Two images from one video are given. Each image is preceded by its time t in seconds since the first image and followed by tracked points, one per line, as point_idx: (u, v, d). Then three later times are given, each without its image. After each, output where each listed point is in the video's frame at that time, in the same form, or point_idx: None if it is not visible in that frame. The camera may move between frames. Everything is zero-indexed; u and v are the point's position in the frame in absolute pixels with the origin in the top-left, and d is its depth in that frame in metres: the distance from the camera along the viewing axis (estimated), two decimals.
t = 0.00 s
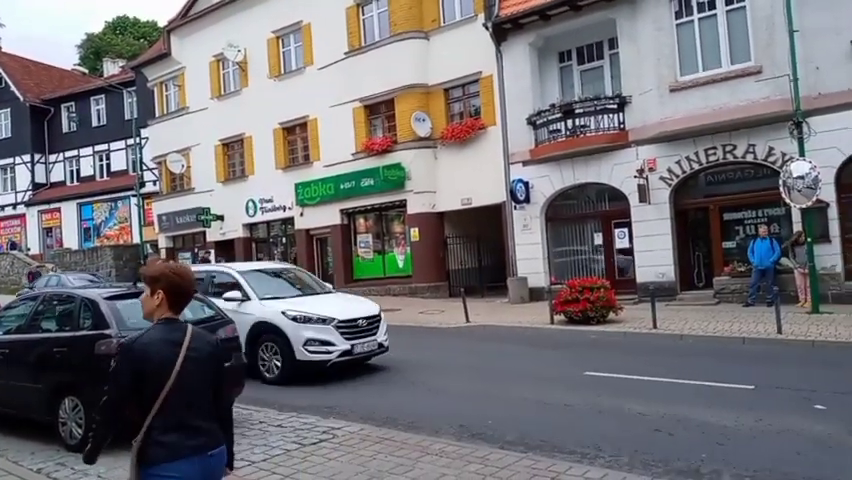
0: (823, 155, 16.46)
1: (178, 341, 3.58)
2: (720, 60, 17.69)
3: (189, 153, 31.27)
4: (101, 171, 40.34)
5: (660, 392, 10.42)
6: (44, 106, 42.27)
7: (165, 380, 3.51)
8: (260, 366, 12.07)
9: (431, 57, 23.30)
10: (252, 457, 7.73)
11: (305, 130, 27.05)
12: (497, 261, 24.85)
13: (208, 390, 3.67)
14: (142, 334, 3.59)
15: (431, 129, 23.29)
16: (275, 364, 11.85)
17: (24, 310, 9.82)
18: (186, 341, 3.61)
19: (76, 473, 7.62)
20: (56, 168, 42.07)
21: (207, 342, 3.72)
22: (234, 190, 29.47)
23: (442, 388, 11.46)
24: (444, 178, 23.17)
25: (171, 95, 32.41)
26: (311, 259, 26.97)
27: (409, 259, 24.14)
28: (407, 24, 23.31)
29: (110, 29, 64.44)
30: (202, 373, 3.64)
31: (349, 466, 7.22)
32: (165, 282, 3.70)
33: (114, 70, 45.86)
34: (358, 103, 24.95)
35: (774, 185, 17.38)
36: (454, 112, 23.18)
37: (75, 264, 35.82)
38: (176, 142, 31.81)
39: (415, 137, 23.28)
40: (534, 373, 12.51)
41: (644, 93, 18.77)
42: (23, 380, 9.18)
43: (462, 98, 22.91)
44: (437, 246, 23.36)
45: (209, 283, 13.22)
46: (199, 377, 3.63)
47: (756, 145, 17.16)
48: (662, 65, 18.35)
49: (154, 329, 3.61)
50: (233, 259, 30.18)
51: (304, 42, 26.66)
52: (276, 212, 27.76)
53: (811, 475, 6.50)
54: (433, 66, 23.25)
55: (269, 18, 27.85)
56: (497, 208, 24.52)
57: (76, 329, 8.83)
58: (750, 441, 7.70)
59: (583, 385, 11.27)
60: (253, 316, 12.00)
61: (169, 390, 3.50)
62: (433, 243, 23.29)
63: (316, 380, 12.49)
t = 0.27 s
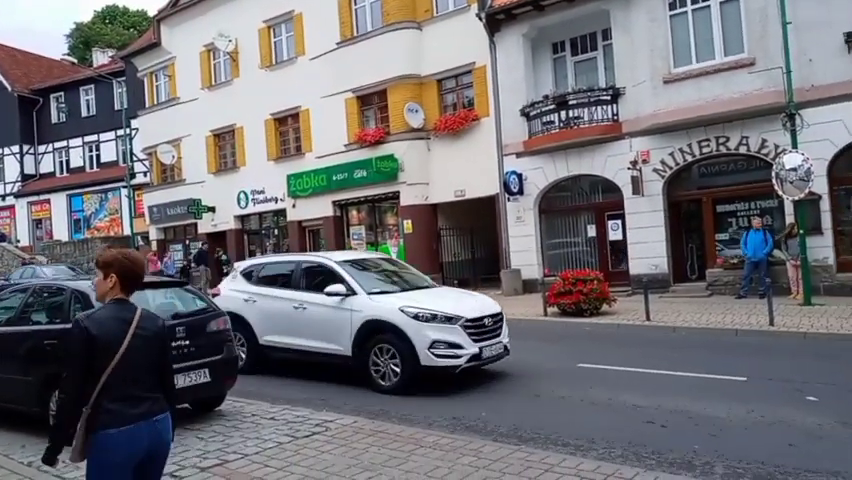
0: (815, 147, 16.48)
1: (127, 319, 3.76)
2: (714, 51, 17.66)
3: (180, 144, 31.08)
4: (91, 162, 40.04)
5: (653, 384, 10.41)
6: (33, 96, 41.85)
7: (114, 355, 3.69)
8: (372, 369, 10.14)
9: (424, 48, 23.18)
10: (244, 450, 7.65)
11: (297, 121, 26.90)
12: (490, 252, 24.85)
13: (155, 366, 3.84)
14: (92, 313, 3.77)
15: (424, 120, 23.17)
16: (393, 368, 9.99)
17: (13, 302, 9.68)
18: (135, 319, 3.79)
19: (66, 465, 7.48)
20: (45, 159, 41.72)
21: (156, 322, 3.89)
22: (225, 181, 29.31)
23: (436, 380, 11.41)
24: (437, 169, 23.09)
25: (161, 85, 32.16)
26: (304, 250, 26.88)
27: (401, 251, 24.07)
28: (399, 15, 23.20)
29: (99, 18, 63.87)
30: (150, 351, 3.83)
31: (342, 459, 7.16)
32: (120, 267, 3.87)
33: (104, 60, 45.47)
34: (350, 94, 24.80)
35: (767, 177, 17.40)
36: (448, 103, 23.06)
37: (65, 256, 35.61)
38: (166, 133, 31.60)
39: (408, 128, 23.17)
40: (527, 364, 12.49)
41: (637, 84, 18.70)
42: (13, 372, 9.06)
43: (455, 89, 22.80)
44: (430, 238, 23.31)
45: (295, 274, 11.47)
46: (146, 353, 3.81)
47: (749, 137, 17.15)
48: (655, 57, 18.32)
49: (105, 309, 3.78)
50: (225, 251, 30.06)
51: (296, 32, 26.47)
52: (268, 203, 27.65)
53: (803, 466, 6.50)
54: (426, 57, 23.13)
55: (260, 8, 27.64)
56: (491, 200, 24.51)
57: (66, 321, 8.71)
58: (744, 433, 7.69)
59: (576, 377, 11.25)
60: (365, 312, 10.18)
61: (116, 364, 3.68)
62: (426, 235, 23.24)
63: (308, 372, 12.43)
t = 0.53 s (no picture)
0: (808, 148, 16.54)
1: (85, 321, 3.92)
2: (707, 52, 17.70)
3: (174, 143, 31.00)
4: (84, 160, 39.89)
5: (647, 383, 10.42)
6: (26, 95, 41.68)
7: (75, 357, 3.86)
8: (508, 384, 8.49)
9: (418, 48, 23.17)
10: (238, 449, 7.63)
11: (292, 120, 26.87)
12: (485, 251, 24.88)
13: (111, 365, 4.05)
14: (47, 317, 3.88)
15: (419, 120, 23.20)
16: (540, 386, 8.29)
17: (7, 300, 9.58)
18: (92, 321, 3.97)
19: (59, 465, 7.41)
20: (38, 158, 41.55)
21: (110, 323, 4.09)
22: (219, 180, 29.25)
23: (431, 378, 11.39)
24: (432, 168, 23.11)
25: (155, 84, 32.06)
26: (298, 250, 26.85)
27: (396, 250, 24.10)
28: (394, 14, 23.19)
29: (93, 16, 63.66)
30: (106, 350, 4.02)
31: (337, 458, 7.14)
32: (74, 274, 3.99)
33: (97, 58, 45.28)
34: (345, 93, 24.80)
35: (760, 177, 17.46)
36: (442, 102, 23.10)
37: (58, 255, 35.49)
38: (160, 132, 31.52)
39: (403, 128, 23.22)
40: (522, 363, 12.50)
41: (632, 84, 18.75)
42: (6, 371, 8.99)
43: (450, 88, 22.82)
44: (425, 237, 23.33)
45: (402, 273, 9.84)
46: (104, 353, 4.00)
47: (743, 137, 17.21)
48: (649, 56, 18.35)
49: (63, 313, 3.91)
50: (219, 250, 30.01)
51: (290, 31, 26.42)
52: (263, 202, 27.61)
53: (795, 464, 6.52)
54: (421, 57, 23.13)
55: (255, 7, 27.58)
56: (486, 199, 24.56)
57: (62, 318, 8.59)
58: (737, 432, 7.72)
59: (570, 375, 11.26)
60: (500, 320, 8.51)
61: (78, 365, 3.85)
62: (421, 234, 23.26)
63: (302, 371, 12.40)
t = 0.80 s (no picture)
0: (804, 147, 16.57)
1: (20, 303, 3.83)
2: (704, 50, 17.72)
3: (170, 136, 30.90)
4: (79, 153, 39.72)
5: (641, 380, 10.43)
6: (21, 87, 41.48)
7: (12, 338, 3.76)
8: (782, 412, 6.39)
9: (416, 43, 23.13)
10: (233, 444, 7.61)
11: (288, 115, 26.81)
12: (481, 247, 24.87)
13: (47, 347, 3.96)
14: None
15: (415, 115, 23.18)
16: (835, 416, 6.16)
17: None
18: (28, 304, 3.88)
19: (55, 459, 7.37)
20: (33, 150, 41.35)
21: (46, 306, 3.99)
22: (215, 174, 29.18)
23: (426, 375, 11.37)
24: (428, 164, 23.11)
25: (151, 77, 31.93)
26: (294, 245, 26.81)
27: (393, 246, 24.14)
28: (391, 9, 23.16)
29: (88, 9, 63.42)
30: (44, 332, 3.94)
31: (332, 454, 7.12)
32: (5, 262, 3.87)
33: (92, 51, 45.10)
34: (342, 87, 24.75)
35: (756, 176, 17.49)
36: (439, 98, 23.08)
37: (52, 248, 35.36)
38: (156, 125, 31.41)
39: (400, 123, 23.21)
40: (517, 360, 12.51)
41: (629, 81, 18.74)
42: None
43: (447, 84, 22.80)
44: (421, 234, 23.37)
45: (603, 267, 7.71)
46: (41, 335, 3.91)
47: (739, 135, 17.26)
48: (646, 54, 18.34)
49: None
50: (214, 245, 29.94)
51: (287, 25, 26.34)
52: (259, 197, 27.56)
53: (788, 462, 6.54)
54: (418, 52, 23.10)
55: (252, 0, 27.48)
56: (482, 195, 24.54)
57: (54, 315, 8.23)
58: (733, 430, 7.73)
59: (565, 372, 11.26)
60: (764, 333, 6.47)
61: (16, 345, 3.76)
62: (417, 231, 23.31)
63: (298, 367, 12.37)
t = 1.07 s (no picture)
0: (806, 145, 16.55)
1: None
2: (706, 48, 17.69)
3: (172, 136, 30.93)
4: (81, 154, 39.77)
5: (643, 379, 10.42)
6: (23, 88, 41.54)
7: None
8: None
9: (417, 42, 23.13)
10: (236, 443, 7.63)
11: (289, 114, 26.82)
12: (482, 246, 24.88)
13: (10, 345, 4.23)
14: None
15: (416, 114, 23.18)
16: None
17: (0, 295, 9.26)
18: None
19: (57, 458, 7.39)
20: (35, 151, 41.42)
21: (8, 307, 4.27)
22: (217, 174, 29.19)
23: (428, 374, 11.37)
24: (429, 163, 23.12)
25: (152, 77, 31.97)
26: (296, 244, 26.84)
27: (394, 245, 24.17)
28: (392, 8, 23.16)
29: (90, 10, 63.50)
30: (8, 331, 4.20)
31: (334, 453, 7.13)
32: None
33: (94, 52, 45.15)
34: (343, 87, 24.76)
35: (757, 174, 17.47)
36: (440, 97, 23.07)
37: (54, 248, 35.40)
38: (158, 126, 31.44)
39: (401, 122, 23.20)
40: (519, 359, 12.50)
41: (630, 80, 18.72)
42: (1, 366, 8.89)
43: (448, 83, 22.80)
44: (422, 233, 23.40)
45: (835, 263, 6.24)
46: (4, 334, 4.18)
47: (741, 133, 17.26)
48: (647, 52, 18.32)
49: None
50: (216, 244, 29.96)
51: (288, 25, 26.36)
52: (260, 197, 27.57)
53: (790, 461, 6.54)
54: (419, 51, 23.09)
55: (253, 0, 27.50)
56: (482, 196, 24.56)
57: (56, 313, 8.28)
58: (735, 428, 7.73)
59: (567, 371, 11.26)
60: None
61: None
62: (418, 230, 23.34)
63: (300, 366, 12.39)
